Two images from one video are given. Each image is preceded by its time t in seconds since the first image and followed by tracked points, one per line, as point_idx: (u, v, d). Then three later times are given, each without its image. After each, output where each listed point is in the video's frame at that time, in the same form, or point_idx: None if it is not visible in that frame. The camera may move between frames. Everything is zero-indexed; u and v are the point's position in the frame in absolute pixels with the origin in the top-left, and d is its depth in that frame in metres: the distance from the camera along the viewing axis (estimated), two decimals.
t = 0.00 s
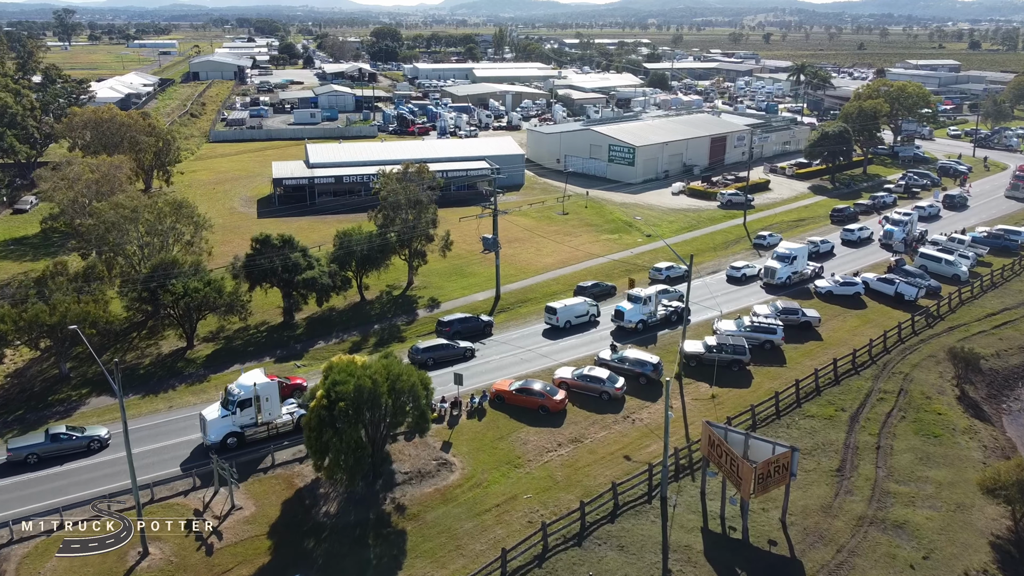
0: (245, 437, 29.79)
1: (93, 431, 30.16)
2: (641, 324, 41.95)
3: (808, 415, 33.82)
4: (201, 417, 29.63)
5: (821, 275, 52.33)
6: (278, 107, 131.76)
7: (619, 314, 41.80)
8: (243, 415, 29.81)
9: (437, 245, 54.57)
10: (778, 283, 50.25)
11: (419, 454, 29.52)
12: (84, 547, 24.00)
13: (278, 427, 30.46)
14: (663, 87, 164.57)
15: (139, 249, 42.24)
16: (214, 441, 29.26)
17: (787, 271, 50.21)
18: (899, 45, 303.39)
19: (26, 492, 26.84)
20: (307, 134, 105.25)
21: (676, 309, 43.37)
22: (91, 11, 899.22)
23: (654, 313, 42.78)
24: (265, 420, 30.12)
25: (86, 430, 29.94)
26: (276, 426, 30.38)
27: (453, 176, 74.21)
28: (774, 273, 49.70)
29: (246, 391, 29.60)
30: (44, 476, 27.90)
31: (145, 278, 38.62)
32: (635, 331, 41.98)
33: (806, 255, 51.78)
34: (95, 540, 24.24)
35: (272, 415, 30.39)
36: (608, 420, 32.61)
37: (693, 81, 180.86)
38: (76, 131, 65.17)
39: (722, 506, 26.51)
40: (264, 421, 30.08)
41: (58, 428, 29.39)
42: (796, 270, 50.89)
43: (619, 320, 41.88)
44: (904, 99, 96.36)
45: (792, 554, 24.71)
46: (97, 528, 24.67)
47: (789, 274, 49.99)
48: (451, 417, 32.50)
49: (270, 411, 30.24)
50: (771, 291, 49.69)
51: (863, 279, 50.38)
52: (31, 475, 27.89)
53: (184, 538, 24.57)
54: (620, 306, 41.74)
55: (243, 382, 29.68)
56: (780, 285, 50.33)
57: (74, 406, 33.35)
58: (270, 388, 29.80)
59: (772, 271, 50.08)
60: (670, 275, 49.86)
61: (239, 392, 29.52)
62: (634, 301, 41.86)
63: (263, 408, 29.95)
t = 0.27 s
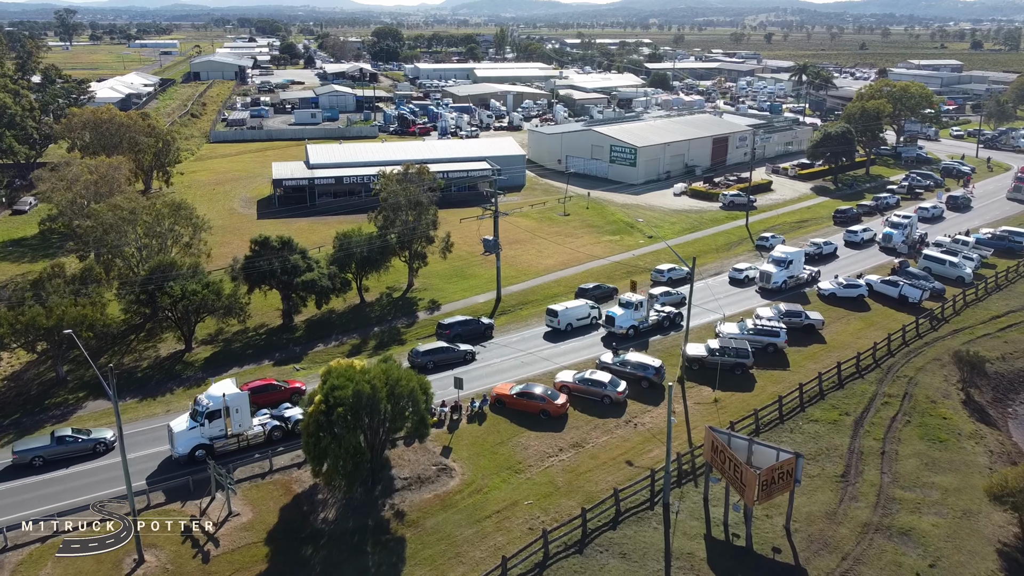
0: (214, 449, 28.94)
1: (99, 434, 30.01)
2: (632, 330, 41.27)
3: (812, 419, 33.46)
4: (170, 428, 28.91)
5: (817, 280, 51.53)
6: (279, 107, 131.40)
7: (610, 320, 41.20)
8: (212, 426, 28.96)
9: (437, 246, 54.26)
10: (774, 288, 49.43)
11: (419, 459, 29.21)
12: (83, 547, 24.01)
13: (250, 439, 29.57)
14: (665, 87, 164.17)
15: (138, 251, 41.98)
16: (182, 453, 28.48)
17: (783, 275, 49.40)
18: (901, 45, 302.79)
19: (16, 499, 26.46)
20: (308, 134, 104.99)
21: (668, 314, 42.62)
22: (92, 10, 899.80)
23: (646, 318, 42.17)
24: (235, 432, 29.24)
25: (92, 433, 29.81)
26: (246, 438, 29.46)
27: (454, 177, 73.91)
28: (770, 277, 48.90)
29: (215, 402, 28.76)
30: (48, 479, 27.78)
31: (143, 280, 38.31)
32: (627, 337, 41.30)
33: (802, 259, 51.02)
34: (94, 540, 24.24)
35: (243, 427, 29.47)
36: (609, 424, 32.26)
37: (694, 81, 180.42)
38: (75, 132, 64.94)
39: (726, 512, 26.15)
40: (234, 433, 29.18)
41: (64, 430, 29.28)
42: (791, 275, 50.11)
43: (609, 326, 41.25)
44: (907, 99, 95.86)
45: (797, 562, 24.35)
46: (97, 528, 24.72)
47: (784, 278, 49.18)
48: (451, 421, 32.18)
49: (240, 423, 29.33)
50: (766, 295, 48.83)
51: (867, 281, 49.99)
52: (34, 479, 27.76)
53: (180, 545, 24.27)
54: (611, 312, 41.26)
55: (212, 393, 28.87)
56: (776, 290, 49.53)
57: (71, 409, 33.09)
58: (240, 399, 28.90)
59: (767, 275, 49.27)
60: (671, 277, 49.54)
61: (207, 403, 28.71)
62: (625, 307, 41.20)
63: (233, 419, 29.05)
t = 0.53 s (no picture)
0: (181, 462, 28.05)
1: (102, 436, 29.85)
2: (623, 336, 40.39)
3: (816, 423, 33.12)
4: (137, 441, 28.20)
5: (813, 285, 50.74)
6: (279, 108, 131.15)
7: (600, 326, 40.47)
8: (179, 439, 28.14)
9: (438, 248, 53.97)
10: (769, 292, 48.58)
11: (419, 464, 28.91)
12: (83, 547, 23.95)
13: (219, 452, 28.66)
14: (666, 87, 163.76)
15: (136, 253, 41.72)
16: (147, 466, 27.67)
17: (778, 280, 48.60)
18: (903, 45, 302.18)
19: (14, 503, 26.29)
20: (309, 135, 104.80)
21: (660, 320, 41.66)
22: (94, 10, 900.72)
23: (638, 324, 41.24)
24: (203, 445, 28.36)
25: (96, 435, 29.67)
26: (215, 450, 28.57)
27: (454, 178, 73.66)
28: (765, 282, 48.07)
29: (181, 414, 27.95)
30: (48, 484, 27.61)
31: (141, 282, 38.06)
32: (617, 343, 40.45)
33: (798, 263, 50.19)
34: (95, 540, 24.16)
35: (212, 440, 28.58)
36: (611, 429, 31.93)
37: (696, 82, 180.08)
38: (74, 133, 64.75)
39: (729, 519, 25.80)
40: (202, 445, 28.31)
41: (68, 432, 29.17)
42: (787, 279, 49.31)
43: (600, 332, 40.55)
44: (910, 99, 95.39)
45: (801, 570, 23.99)
46: (97, 528, 24.61)
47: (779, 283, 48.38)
48: (451, 426, 31.89)
49: (209, 435, 28.44)
50: (760, 301, 48.05)
51: (870, 284, 49.63)
52: (35, 483, 27.65)
53: (176, 552, 23.97)
54: (601, 317, 40.44)
55: (178, 404, 28.12)
56: (771, 295, 48.75)
57: (68, 413, 32.87)
58: (206, 410, 28.04)
59: (762, 279, 48.46)
60: (673, 279, 49.25)
61: (173, 415, 27.95)
62: (615, 312, 40.31)
63: (200, 431, 28.17)
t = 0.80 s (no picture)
0: (146, 475, 27.40)
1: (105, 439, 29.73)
2: (613, 343, 39.72)
3: (819, 428, 32.80)
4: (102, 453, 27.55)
5: (809, 289, 49.99)
6: (280, 108, 130.92)
7: (590, 332, 39.93)
8: (145, 452, 27.49)
9: (438, 250, 53.72)
10: (764, 297, 47.86)
11: (418, 469, 28.65)
12: (83, 547, 23.83)
13: (187, 465, 28.01)
14: (668, 88, 163.46)
15: (134, 255, 41.51)
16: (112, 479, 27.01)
17: (773, 284, 47.88)
18: (905, 45, 301.73)
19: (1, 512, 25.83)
20: (309, 136, 104.62)
21: (651, 326, 41.04)
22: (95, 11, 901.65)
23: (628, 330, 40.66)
24: (170, 458, 27.70)
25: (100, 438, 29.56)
26: (182, 463, 27.91)
27: (455, 179, 73.42)
28: (759, 287, 47.38)
29: (146, 426, 27.29)
30: (44, 489, 27.30)
31: (139, 285, 37.83)
32: (607, 350, 39.81)
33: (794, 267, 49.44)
34: (95, 540, 24.02)
35: (179, 452, 27.89)
36: (612, 433, 31.64)
37: (697, 82, 179.77)
38: (74, 134, 64.55)
39: (732, 526, 25.48)
40: (169, 458, 27.64)
41: (73, 435, 29.05)
42: (782, 284, 48.60)
43: (590, 338, 39.96)
44: (913, 100, 94.99)
45: None
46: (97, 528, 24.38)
47: (774, 288, 47.69)
48: (450, 430, 31.64)
49: (176, 448, 27.87)
50: (755, 305, 47.28)
51: (873, 286, 49.33)
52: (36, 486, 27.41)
53: (172, 559, 23.69)
54: (591, 324, 39.93)
55: (144, 416, 27.38)
56: (766, 300, 48.02)
57: (65, 417, 32.67)
58: (173, 423, 27.30)
59: (757, 284, 47.78)
60: (675, 281, 49.02)
61: (139, 427, 27.22)
62: (605, 318, 39.68)
63: (167, 444, 27.47)
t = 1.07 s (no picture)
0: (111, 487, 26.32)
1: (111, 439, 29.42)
2: (602, 348, 39.10)
3: (821, 431, 32.61)
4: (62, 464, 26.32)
5: (804, 294, 49.38)
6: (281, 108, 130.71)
7: (579, 337, 39.24)
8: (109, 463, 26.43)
9: (438, 251, 53.56)
10: (757, 302, 47.29)
11: (418, 472, 28.50)
12: (83, 547, 23.88)
13: (153, 476, 27.09)
14: (669, 88, 163.28)
15: (134, 256, 41.39)
16: (74, 492, 25.83)
17: (766, 288, 47.30)
18: (906, 46, 301.49)
19: None
20: (310, 136, 104.51)
21: (642, 331, 40.31)
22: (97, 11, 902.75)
23: (618, 335, 39.91)
24: (135, 469, 26.68)
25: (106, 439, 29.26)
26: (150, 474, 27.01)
27: (456, 180, 73.24)
28: (752, 291, 46.81)
29: (110, 436, 26.17)
30: (44, 491, 27.12)
31: (138, 286, 37.69)
32: (596, 355, 39.15)
33: (788, 271, 48.86)
34: (94, 540, 23.97)
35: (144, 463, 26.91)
36: (613, 436, 31.46)
37: (698, 83, 179.65)
38: (73, 134, 64.40)
39: (733, 530, 25.30)
40: (134, 469, 26.65)
41: (78, 436, 28.78)
42: (776, 288, 47.97)
43: (579, 343, 39.27)
44: (914, 101, 94.73)
45: None
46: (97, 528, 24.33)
47: (767, 292, 47.10)
48: (451, 433, 31.49)
49: (141, 458, 26.77)
50: (748, 310, 46.70)
51: (875, 288, 49.14)
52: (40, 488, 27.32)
53: (170, 564, 23.52)
54: (580, 328, 39.26)
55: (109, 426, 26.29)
56: (759, 304, 47.41)
57: (63, 420, 32.53)
58: (141, 433, 26.36)
59: (749, 289, 47.24)
60: (676, 282, 48.83)
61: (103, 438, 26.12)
62: (593, 323, 39.08)
63: (133, 454, 26.47)
